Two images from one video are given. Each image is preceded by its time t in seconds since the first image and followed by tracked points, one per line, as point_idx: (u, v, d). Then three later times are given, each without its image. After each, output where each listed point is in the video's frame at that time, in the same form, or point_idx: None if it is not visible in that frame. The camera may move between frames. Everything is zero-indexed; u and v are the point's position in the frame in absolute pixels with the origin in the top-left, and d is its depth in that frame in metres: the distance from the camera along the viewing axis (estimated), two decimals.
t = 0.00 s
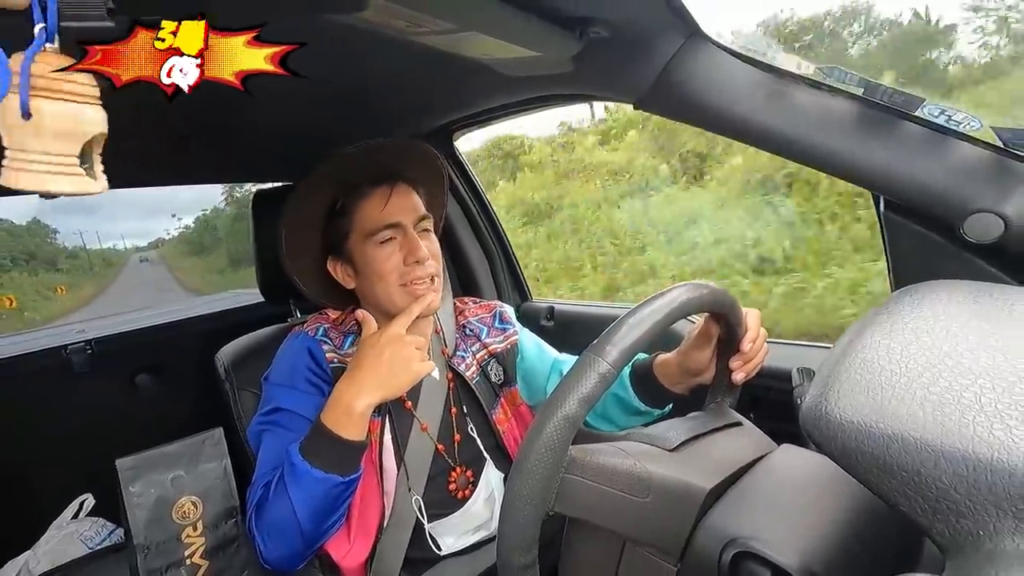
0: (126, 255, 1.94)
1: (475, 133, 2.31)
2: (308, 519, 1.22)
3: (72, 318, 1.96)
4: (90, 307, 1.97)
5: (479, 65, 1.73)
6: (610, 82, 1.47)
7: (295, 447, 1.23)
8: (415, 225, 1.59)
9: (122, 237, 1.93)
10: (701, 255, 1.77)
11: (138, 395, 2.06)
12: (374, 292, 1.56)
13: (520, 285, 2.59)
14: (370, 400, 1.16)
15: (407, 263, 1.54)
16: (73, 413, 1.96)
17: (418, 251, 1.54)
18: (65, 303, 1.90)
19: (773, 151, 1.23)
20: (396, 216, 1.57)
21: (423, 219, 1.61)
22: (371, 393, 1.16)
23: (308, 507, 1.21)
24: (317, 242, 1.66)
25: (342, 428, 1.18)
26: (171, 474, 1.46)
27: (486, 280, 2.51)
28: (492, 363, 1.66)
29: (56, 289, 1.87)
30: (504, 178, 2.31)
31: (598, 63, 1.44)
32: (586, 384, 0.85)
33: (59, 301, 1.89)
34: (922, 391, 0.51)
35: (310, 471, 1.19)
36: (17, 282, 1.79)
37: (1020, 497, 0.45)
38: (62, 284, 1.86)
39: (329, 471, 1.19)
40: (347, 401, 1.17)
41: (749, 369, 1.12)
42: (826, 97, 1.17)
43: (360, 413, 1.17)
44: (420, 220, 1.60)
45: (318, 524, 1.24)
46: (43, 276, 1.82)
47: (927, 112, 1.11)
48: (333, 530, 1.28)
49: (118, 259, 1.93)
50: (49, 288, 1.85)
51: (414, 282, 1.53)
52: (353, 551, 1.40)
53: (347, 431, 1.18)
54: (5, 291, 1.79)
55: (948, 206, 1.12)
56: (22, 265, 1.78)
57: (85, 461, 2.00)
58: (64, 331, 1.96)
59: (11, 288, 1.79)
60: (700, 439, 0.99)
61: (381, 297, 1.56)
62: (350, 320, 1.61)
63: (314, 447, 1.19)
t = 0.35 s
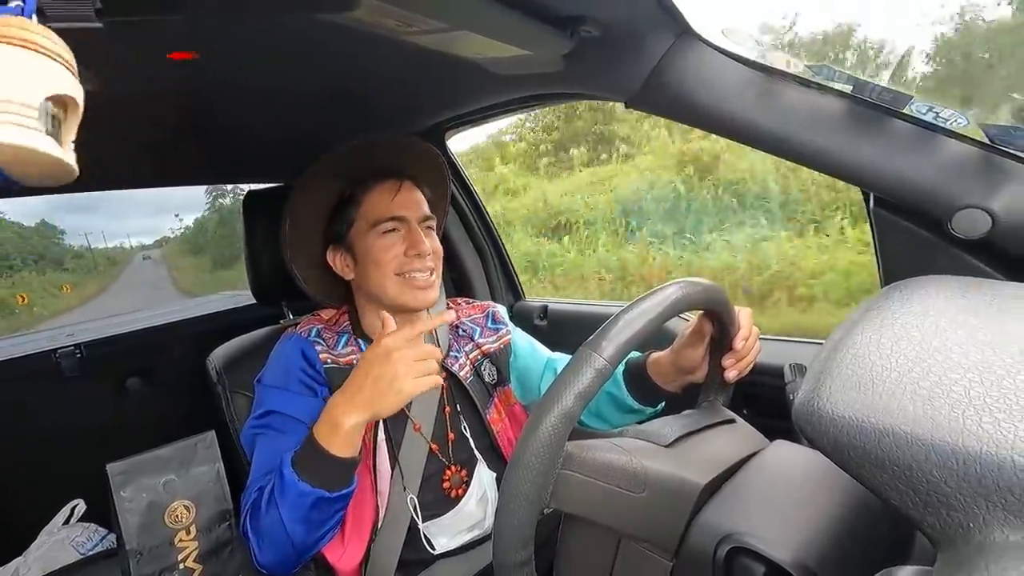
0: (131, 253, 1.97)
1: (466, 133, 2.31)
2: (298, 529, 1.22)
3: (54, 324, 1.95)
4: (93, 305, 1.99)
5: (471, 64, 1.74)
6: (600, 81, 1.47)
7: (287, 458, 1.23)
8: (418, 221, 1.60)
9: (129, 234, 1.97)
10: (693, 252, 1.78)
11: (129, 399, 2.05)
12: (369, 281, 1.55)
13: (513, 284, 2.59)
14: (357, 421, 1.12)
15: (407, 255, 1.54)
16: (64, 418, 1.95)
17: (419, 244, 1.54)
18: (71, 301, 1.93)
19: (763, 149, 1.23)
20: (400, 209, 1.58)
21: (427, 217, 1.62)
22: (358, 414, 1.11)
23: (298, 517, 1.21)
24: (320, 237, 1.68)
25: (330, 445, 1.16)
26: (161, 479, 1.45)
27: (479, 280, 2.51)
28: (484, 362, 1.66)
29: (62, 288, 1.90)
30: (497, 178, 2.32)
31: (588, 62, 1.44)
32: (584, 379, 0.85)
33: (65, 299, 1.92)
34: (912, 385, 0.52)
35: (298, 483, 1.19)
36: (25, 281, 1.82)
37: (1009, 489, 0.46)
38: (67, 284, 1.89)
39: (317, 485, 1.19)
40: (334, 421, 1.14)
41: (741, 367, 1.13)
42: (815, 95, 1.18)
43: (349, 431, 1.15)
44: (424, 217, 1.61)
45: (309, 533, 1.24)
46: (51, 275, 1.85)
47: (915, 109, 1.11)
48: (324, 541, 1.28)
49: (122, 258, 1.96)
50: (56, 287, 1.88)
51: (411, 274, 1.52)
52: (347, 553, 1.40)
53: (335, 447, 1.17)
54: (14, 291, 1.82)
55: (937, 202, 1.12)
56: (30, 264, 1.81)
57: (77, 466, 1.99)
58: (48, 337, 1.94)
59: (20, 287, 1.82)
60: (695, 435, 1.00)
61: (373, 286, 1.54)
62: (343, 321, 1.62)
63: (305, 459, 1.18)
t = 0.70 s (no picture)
0: (135, 251, 2.02)
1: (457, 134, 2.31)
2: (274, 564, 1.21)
3: (38, 326, 1.96)
4: (99, 301, 2.04)
5: (464, 65, 1.74)
6: (593, 83, 1.48)
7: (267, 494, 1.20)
8: (430, 226, 1.62)
9: (136, 232, 2.02)
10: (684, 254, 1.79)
11: (118, 401, 2.05)
12: (374, 281, 1.56)
13: (506, 285, 2.60)
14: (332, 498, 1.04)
15: (417, 260, 1.57)
16: (55, 420, 1.95)
17: (430, 251, 1.57)
18: (77, 298, 1.98)
19: (753, 151, 1.24)
20: (415, 213, 1.60)
21: (438, 223, 1.65)
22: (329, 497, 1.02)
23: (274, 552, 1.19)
24: (324, 234, 1.68)
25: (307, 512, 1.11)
26: (153, 483, 1.69)
27: (472, 281, 2.51)
28: (479, 364, 1.66)
29: (68, 287, 1.94)
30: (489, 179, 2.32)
31: (580, 63, 1.45)
32: (577, 380, 0.86)
33: (69, 296, 1.96)
34: (902, 385, 0.52)
35: (269, 538, 1.15)
36: (35, 280, 1.86)
37: (996, 487, 0.46)
38: (71, 283, 1.93)
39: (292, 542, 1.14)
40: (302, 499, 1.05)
41: (733, 367, 1.14)
42: (805, 98, 1.18)
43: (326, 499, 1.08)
44: (436, 224, 1.64)
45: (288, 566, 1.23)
46: (59, 275, 1.90)
47: (903, 113, 1.13)
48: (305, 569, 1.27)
49: (126, 256, 2.00)
50: (61, 286, 1.92)
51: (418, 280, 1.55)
52: (337, 560, 1.42)
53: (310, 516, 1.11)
54: (24, 287, 1.86)
55: (926, 204, 1.13)
56: (38, 265, 1.86)
57: (66, 469, 1.98)
58: (36, 339, 1.95)
59: (30, 284, 1.87)
60: (688, 435, 1.00)
61: (379, 286, 1.55)
62: (338, 321, 1.61)
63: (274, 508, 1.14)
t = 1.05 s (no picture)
0: (140, 250, 2.03)
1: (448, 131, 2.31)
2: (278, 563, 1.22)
3: (34, 325, 1.95)
4: (100, 300, 2.03)
5: (456, 62, 1.74)
6: (585, 79, 1.48)
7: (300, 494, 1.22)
8: (441, 227, 1.63)
9: (142, 231, 2.03)
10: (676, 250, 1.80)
11: (109, 401, 2.04)
12: (383, 278, 1.55)
13: (499, 283, 2.60)
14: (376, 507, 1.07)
15: (427, 259, 1.57)
16: (46, 421, 1.93)
17: (440, 252, 1.59)
18: (80, 297, 1.98)
19: (745, 147, 1.24)
20: (428, 213, 1.61)
21: (448, 224, 1.66)
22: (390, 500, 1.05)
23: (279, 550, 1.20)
24: (330, 223, 1.67)
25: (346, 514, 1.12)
26: (146, 483, 1.71)
27: (466, 279, 2.50)
28: (476, 362, 1.66)
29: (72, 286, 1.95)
30: (482, 178, 2.31)
31: (573, 60, 1.45)
32: (568, 379, 0.86)
33: (73, 294, 1.96)
34: (892, 379, 0.53)
35: (304, 534, 1.17)
36: (43, 279, 1.87)
37: (984, 479, 0.47)
38: (74, 283, 1.93)
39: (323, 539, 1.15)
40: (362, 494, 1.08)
41: (725, 362, 1.15)
42: (795, 94, 1.19)
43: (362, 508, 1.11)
44: (445, 225, 1.65)
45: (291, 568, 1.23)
46: (65, 275, 1.90)
47: (894, 109, 1.12)
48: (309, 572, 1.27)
49: (130, 255, 2.01)
50: (66, 285, 1.92)
51: (427, 278, 1.56)
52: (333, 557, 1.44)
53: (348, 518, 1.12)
54: (32, 287, 1.86)
55: (915, 199, 1.14)
56: (47, 265, 1.86)
57: (57, 469, 1.97)
58: (26, 339, 1.93)
59: (36, 283, 1.86)
60: (682, 431, 1.00)
61: (388, 283, 1.55)
62: (336, 319, 1.61)
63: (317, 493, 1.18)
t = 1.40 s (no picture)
0: (147, 248, 2.07)
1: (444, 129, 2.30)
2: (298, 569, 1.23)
3: (25, 324, 1.92)
4: (105, 297, 2.05)
5: (452, 61, 1.74)
6: (578, 79, 1.48)
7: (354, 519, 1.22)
8: (419, 218, 1.63)
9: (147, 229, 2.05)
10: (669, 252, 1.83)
11: (100, 401, 2.03)
12: (368, 276, 1.56)
13: (493, 282, 2.60)
14: None
15: (409, 250, 1.57)
16: (37, 420, 1.93)
17: (421, 241, 1.58)
18: (85, 295, 2.00)
19: (738, 148, 1.25)
20: (403, 205, 1.61)
21: (428, 215, 1.66)
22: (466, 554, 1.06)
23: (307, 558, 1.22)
24: (312, 228, 1.68)
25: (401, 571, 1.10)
26: (135, 484, 1.74)
27: (460, 279, 2.49)
28: (472, 362, 1.65)
29: (78, 284, 1.97)
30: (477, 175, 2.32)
31: (567, 60, 1.45)
32: (562, 377, 0.86)
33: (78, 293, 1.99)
34: (882, 377, 0.53)
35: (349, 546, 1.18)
36: (52, 278, 1.90)
37: (972, 477, 0.47)
38: (79, 280, 1.96)
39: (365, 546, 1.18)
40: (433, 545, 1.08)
41: (718, 361, 1.15)
42: (790, 96, 1.20)
43: None
44: (425, 215, 1.65)
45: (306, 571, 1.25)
46: (73, 274, 1.93)
47: (886, 110, 1.15)
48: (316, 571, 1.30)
49: (135, 253, 2.04)
50: (70, 284, 1.95)
51: (413, 269, 1.55)
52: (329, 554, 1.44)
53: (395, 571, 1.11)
54: (40, 284, 1.89)
55: (907, 201, 1.15)
56: (56, 265, 1.89)
57: (49, 468, 1.97)
58: (17, 337, 1.91)
59: (43, 281, 1.89)
60: (676, 429, 1.01)
61: (374, 280, 1.55)
62: (332, 318, 1.61)
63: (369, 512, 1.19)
